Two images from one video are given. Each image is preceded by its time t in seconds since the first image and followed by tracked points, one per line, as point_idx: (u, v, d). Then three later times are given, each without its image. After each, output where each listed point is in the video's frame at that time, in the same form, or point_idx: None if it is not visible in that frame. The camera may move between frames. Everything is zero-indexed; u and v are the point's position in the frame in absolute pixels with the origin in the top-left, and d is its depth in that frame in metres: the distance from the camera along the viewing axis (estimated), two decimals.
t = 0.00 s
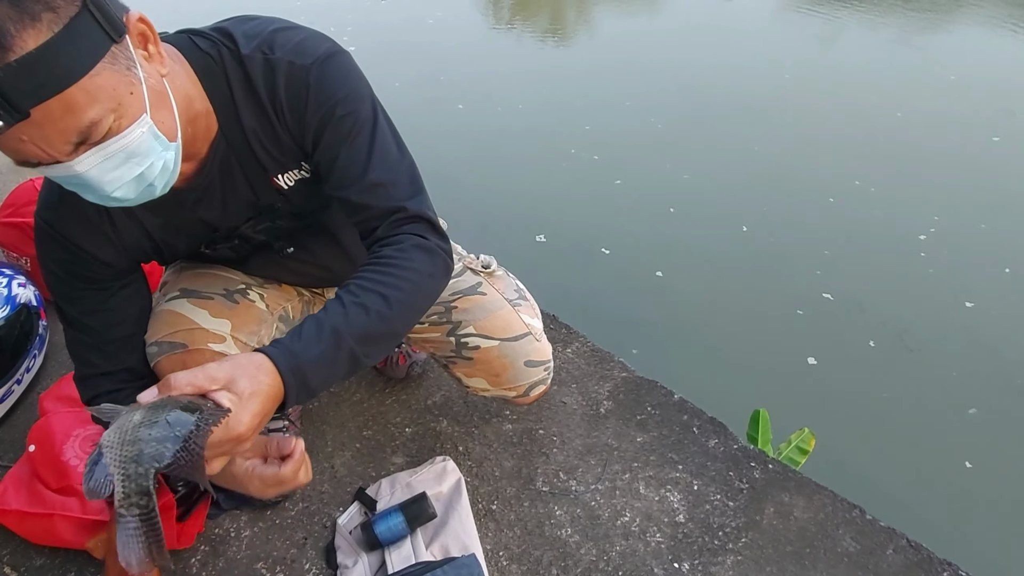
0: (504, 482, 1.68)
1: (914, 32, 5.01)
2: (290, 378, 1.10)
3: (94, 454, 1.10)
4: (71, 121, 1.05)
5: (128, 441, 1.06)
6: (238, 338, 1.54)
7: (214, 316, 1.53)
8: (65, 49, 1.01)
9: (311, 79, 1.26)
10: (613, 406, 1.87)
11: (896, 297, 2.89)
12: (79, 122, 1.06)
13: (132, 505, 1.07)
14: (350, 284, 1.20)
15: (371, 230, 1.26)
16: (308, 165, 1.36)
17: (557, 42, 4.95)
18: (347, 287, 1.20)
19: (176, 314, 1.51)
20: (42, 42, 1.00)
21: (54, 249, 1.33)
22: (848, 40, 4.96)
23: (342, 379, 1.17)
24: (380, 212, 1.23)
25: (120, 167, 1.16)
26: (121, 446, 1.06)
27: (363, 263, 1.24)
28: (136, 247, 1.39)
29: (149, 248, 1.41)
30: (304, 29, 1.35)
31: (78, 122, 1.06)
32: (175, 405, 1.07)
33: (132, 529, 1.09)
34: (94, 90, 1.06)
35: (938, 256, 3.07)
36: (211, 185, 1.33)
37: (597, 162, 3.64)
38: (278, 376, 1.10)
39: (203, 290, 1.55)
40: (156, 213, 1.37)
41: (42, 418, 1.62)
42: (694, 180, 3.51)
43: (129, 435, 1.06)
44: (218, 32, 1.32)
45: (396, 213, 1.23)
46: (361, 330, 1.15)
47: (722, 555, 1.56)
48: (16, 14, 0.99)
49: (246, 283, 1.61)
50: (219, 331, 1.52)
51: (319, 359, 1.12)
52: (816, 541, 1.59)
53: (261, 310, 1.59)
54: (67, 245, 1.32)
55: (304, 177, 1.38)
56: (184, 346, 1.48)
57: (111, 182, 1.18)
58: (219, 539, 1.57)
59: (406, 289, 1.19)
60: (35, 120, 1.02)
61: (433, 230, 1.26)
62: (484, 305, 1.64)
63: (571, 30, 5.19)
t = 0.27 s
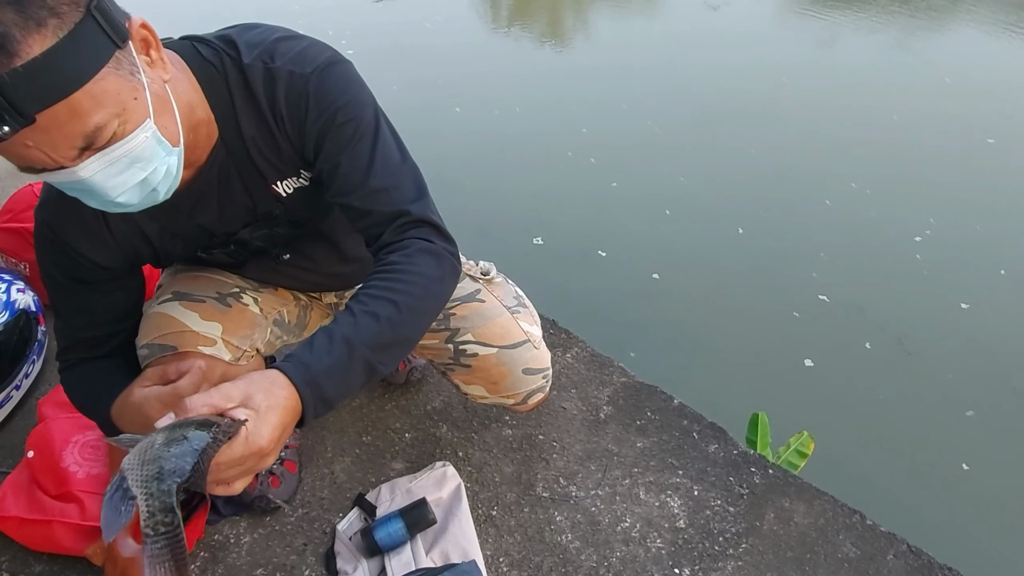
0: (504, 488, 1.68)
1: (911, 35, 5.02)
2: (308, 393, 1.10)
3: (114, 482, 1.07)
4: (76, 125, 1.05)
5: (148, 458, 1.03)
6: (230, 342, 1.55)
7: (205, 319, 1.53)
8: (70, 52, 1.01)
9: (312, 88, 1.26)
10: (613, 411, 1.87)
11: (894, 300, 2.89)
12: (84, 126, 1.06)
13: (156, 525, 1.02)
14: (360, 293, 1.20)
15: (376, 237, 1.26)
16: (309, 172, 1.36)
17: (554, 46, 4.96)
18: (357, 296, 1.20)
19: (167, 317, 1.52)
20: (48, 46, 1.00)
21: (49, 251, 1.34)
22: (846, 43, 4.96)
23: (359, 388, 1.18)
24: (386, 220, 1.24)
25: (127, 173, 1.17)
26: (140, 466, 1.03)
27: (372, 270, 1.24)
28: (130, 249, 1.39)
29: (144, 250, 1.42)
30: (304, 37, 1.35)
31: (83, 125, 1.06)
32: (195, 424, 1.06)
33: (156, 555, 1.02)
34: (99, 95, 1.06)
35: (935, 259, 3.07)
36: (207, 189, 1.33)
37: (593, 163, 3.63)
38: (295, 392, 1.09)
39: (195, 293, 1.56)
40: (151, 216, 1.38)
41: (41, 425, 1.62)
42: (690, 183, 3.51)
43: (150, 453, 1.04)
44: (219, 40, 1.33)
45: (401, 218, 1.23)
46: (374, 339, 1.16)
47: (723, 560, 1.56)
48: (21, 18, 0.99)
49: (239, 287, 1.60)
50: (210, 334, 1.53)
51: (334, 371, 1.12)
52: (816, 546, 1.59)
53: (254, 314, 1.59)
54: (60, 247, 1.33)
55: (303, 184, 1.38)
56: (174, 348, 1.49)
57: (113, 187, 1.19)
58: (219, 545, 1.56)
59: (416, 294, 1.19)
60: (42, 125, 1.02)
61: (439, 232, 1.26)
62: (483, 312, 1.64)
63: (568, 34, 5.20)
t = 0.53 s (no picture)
0: (503, 494, 1.68)
1: (909, 41, 5.03)
2: (295, 379, 1.08)
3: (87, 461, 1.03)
4: (74, 99, 1.05)
5: (124, 434, 1.00)
6: (223, 350, 1.52)
7: (198, 328, 1.51)
8: (72, 25, 1.02)
9: (312, 82, 1.28)
10: (611, 417, 1.87)
11: (891, 304, 2.90)
12: (82, 102, 1.06)
13: (128, 502, 0.98)
14: (355, 283, 1.19)
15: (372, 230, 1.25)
16: (308, 168, 1.36)
17: (552, 51, 4.97)
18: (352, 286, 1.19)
19: (158, 325, 1.49)
20: (49, 19, 1.01)
21: (46, 243, 1.37)
22: (843, 49, 4.98)
23: (350, 379, 1.15)
24: (382, 212, 1.23)
25: (119, 148, 1.17)
26: (115, 444, 0.99)
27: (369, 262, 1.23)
28: (124, 244, 1.40)
29: (138, 245, 1.42)
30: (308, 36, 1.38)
31: (81, 100, 1.06)
32: (176, 406, 1.03)
33: (130, 532, 0.99)
34: (98, 70, 1.06)
35: (932, 262, 3.08)
36: (203, 184, 1.33)
37: (589, 167, 3.64)
38: (281, 376, 1.08)
39: (189, 302, 1.54)
40: (145, 208, 1.37)
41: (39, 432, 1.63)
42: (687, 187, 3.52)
43: (126, 429, 1.01)
44: (224, 35, 1.36)
45: (398, 212, 1.22)
46: (366, 329, 1.14)
47: (722, 567, 1.55)
48: None
49: (234, 295, 1.59)
50: (203, 343, 1.50)
51: (324, 358, 1.10)
52: (816, 553, 1.59)
53: (248, 322, 1.57)
54: (56, 238, 1.36)
55: (302, 180, 1.38)
56: (166, 357, 1.45)
57: (107, 166, 1.19)
58: (217, 551, 1.56)
59: (412, 287, 1.18)
60: (39, 96, 1.02)
61: (437, 227, 1.24)
62: (481, 321, 1.63)
63: (567, 39, 5.21)
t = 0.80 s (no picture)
0: (501, 506, 1.67)
1: (907, 50, 5.05)
2: (256, 351, 1.03)
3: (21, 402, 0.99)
4: (62, 59, 1.06)
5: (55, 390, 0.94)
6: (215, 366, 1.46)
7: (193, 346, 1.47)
8: None
9: (306, 73, 1.30)
10: (610, 428, 1.87)
11: (888, 312, 2.90)
12: (69, 63, 1.07)
13: (39, 453, 0.92)
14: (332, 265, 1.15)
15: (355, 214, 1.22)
16: (302, 163, 1.37)
17: (551, 60, 4.98)
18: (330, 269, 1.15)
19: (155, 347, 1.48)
20: None
21: (35, 238, 1.34)
22: (842, 58, 4.99)
23: (319, 362, 1.10)
24: (367, 196, 1.21)
25: (105, 118, 1.17)
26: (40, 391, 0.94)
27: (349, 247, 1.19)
28: (117, 242, 1.38)
29: (131, 244, 1.40)
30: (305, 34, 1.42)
31: (68, 62, 1.07)
32: (119, 366, 0.98)
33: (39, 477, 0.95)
34: (89, 34, 1.07)
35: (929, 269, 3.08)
36: (198, 179, 1.34)
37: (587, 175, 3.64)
38: (242, 349, 1.02)
39: (186, 322, 1.53)
40: (139, 204, 1.36)
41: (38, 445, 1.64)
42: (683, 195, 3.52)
43: (60, 385, 0.95)
44: (223, 31, 1.40)
45: (384, 199, 1.19)
46: (339, 309, 1.09)
47: None
48: None
49: (233, 313, 1.56)
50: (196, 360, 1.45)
51: (289, 333, 1.05)
52: (815, 566, 1.58)
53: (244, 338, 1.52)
54: (46, 234, 1.33)
55: (296, 176, 1.39)
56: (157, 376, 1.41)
57: (93, 138, 1.18)
58: (213, 563, 1.56)
59: (391, 272, 1.14)
60: (26, 52, 1.02)
61: (424, 217, 1.21)
62: (481, 333, 1.62)
63: (566, 48, 5.23)
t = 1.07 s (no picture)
0: (501, 515, 1.67)
1: (905, 57, 5.07)
2: (242, 360, 1.02)
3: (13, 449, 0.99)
4: (61, 59, 1.06)
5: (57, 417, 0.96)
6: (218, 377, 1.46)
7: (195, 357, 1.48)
8: None
9: (304, 77, 1.31)
10: (610, 437, 1.86)
11: (888, 318, 2.89)
12: (69, 64, 1.07)
13: (61, 485, 0.93)
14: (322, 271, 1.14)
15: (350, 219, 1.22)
16: (299, 169, 1.37)
17: (551, 66, 4.99)
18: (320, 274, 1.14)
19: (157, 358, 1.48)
20: None
21: (36, 246, 1.34)
22: (840, 65, 5.01)
23: (308, 370, 1.08)
24: (362, 199, 1.20)
25: (104, 121, 1.16)
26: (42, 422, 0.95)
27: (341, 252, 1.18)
28: (116, 248, 1.38)
29: (131, 252, 1.40)
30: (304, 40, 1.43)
31: (68, 62, 1.07)
32: (113, 386, 1.00)
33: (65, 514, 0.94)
34: (89, 34, 1.07)
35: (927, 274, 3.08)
36: (198, 186, 1.34)
37: (584, 180, 3.65)
38: (229, 359, 1.01)
39: (187, 332, 1.53)
40: (138, 210, 1.36)
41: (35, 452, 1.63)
42: (678, 199, 3.53)
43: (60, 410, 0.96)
44: (223, 37, 1.41)
45: (377, 202, 1.19)
46: (327, 314, 1.08)
47: None
48: None
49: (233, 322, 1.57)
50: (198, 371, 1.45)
51: (276, 340, 1.04)
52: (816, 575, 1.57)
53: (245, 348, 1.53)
54: (47, 241, 1.33)
55: (294, 182, 1.39)
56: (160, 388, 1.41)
57: (91, 141, 1.18)
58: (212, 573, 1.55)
59: (381, 275, 1.12)
60: (26, 51, 1.02)
61: (417, 220, 1.20)
62: (482, 341, 1.62)
63: (565, 54, 5.24)
